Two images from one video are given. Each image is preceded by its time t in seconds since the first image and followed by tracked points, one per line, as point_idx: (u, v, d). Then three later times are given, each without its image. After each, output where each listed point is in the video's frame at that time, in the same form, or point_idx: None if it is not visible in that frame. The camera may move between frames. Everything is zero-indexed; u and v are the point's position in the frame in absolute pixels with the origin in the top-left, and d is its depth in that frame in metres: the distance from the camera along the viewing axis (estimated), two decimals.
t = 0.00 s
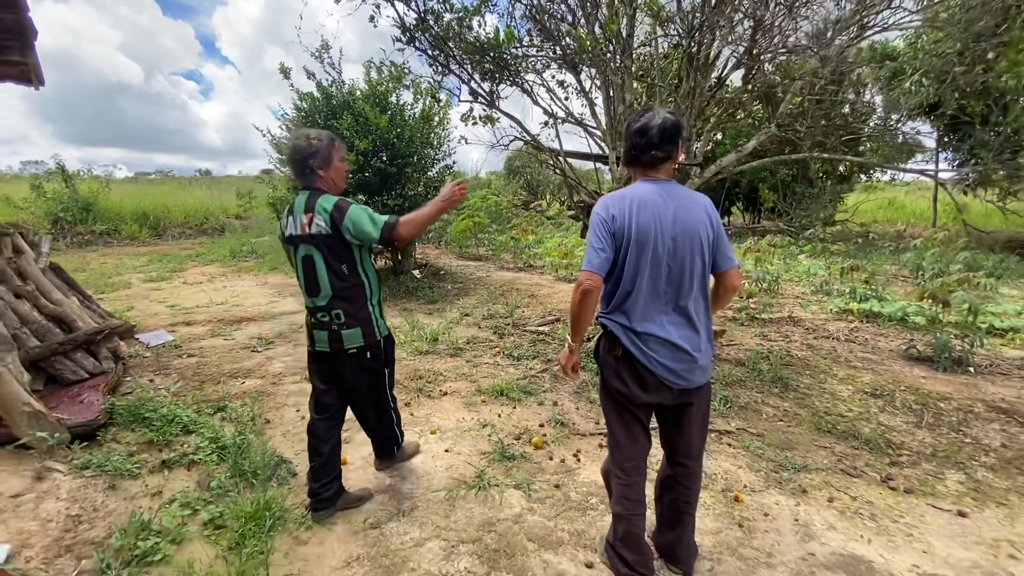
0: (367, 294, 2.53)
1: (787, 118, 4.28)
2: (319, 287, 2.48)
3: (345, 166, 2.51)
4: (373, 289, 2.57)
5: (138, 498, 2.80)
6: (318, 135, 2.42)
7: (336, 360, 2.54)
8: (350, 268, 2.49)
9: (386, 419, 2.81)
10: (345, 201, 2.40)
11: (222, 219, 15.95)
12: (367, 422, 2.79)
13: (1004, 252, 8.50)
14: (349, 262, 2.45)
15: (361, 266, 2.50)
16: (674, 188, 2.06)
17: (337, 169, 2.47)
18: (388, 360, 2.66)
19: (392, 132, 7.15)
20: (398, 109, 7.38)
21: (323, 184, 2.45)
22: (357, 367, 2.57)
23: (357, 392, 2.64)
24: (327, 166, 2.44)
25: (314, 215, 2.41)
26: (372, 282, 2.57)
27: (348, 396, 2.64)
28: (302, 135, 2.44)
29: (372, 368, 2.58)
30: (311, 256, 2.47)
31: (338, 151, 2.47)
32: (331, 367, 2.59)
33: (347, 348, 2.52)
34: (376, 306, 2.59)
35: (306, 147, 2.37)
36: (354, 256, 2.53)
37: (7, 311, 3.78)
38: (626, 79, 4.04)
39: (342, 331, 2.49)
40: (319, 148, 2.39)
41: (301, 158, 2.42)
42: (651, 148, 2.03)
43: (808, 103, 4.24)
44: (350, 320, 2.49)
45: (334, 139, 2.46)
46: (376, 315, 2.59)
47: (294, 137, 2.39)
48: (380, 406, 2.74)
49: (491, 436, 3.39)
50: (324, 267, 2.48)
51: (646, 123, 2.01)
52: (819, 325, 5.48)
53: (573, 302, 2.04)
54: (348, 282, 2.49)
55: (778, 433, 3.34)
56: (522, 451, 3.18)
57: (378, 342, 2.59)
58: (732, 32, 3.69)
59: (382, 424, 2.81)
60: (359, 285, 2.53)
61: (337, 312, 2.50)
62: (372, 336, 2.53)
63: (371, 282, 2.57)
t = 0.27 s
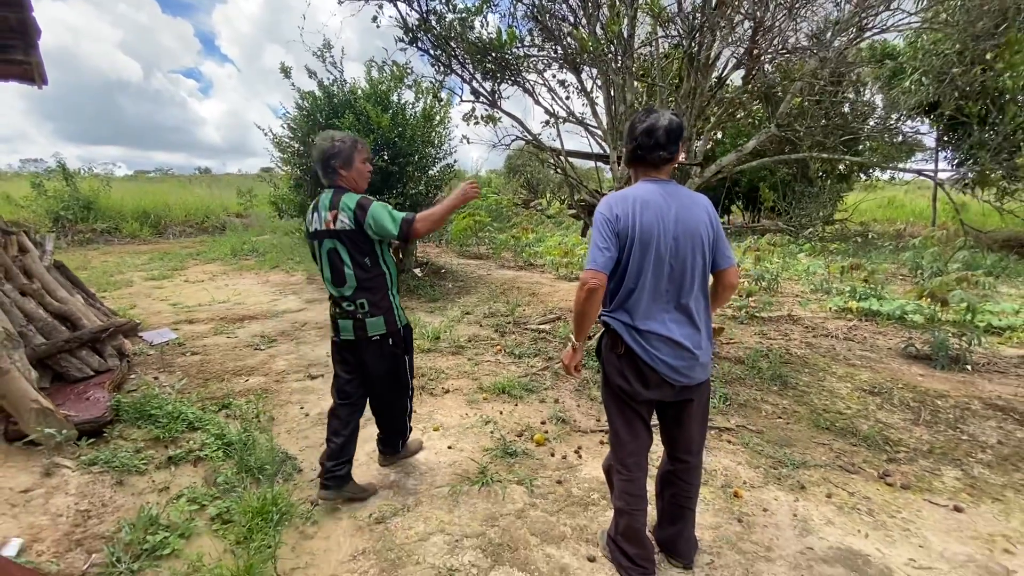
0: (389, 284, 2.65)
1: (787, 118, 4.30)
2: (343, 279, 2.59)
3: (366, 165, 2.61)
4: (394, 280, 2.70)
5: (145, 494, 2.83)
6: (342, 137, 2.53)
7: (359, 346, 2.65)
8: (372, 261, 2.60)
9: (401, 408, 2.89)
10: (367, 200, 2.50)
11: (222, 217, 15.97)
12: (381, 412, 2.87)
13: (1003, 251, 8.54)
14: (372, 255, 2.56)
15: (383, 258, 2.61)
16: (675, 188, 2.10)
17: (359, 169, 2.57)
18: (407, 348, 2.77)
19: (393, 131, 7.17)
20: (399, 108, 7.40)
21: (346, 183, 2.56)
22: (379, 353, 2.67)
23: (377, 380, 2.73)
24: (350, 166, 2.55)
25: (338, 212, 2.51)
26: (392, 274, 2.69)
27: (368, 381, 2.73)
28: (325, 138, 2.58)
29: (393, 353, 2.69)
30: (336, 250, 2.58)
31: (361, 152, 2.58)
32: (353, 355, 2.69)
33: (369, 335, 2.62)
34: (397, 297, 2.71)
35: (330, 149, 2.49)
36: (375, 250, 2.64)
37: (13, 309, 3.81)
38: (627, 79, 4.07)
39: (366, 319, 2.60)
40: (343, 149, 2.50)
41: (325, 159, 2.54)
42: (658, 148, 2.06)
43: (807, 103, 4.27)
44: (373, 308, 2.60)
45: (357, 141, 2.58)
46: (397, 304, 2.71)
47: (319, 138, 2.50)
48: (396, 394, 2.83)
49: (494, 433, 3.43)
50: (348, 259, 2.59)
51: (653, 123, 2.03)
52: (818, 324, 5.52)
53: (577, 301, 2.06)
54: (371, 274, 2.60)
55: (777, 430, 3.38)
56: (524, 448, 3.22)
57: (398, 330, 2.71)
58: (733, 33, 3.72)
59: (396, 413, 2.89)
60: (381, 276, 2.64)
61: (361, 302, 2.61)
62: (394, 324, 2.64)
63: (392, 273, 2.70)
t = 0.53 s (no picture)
0: (395, 279, 2.76)
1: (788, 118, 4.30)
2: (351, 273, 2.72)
3: (377, 165, 2.71)
4: (399, 276, 2.80)
5: (150, 492, 2.84)
6: (355, 136, 2.64)
7: (365, 338, 2.78)
8: (379, 256, 2.71)
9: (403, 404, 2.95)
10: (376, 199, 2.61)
11: (222, 215, 15.96)
12: (383, 405, 2.96)
13: (1002, 250, 8.56)
14: (378, 250, 2.67)
15: (389, 254, 2.72)
16: (680, 188, 2.11)
17: (369, 167, 2.68)
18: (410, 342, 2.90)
19: (394, 130, 7.17)
20: (400, 107, 7.40)
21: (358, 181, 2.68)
22: (381, 347, 2.77)
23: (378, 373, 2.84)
24: (360, 165, 2.66)
25: (347, 209, 2.63)
26: (398, 269, 2.79)
27: (373, 372, 2.85)
28: (340, 137, 2.70)
29: (397, 346, 2.80)
30: (345, 245, 2.71)
31: (373, 150, 2.68)
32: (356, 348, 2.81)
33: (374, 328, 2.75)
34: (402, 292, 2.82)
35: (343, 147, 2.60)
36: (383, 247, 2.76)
37: (15, 308, 3.82)
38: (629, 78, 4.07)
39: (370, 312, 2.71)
40: (354, 149, 2.61)
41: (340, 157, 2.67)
42: (659, 149, 2.07)
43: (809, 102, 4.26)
44: (379, 303, 2.72)
45: (369, 140, 2.68)
46: (402, 301, 2.82)
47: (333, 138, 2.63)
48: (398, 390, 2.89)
49: (496, 432, 3.44)
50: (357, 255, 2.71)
51: (654, 124, 2.04)
52: (818, 323, 5.54)
53: (582, 302, 2.06)
54: (378, 269, 2.72)
55: (778, 429, 3.40)
56: (526, 446, 3.24)
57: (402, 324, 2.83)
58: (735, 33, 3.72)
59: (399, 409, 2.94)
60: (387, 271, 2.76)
61: (367, 296, 2.74)
62: (397, 318, 2.76)
63: (398, 269, 2.80)
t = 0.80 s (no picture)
0: (388, 277, 2.84)
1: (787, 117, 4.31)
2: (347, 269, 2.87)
3: (375, 164, 2.84)
4: (393, 273, 2.87)
5: (151, 490, 2.84)
6: (354, 135, 2.77)
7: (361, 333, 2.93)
8: (372, 253, 2.82)
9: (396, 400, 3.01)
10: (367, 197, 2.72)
11: (220, 214, 15.93)
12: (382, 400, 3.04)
13: (1000, 249, 8.59)
14: (370, 248, 2.78)
15: (383, 251, 2.81)
16: (681, 187, 2.12)
17: (366, 166, 2.80)
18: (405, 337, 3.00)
19: (393, 128, 7.16)
20: (399, 106, 7.39)
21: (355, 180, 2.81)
22: (375, 340, 2.89)
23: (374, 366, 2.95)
24: (358, 164, 2.78)
25: (342, 206, 2.77)
26: (392, 266, 2.87)
27: (368, 365, 3.00)
28: (342, 136, 2.84)
29: (391, 341, 2.91)
30: (343, 242, 2.86)
31: (371, 149, 2.80)
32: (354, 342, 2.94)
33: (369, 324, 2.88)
34: (396, 289, 2.91)
35: (342, 146, 2.75)
36: (379, 244, 2.86)
37: (15, 306, 3.82)
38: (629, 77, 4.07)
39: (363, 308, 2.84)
40: (351, 148, 2.75)
41: (341, 156, 2.83)
42: (660, 148, 2.08)
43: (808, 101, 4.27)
44: (372, 299, 2.84)
45: (368, 139, 2.80)
46: (395, 297, 2.90)
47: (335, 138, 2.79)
48: (392, 385, 2.97)
49: (497, 430, 3.45)
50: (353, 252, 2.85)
51: (655, 123, 2.05)
52: (817, 321, 5.56)
53: (583, 301, 2.07)
54: (371, 265, 2.82)
55: (777, 426, 3.42)
56: (527, 444, 3.25)
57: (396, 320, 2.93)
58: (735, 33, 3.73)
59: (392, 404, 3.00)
60: (380, 268, 2.85)
61: (362, 291, 2.87)
62: (390, 314, 2.88)
63: (393, 266, 2.88)
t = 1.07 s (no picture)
0: (371, 273, 2.93)
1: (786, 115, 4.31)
2: (337, 264, 3.01)
3: (363, 164, 2.97)
4: (377, 269, 2.95)
5: (150, 489, 2.84)
6: (343, 135, 2.93)
7: (348, 327, 3.05)
8: (357, 249, 2.92)
9: (384, 394, 3.08)
10: (347, 195, 2.85)
11: (217, 212, 15.89)
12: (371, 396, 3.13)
13: (997, 247, 8.62)
14: (355, 245, 2.91)
15: (366, 248, 2.91)
16: (679, 185, 2.12)
17: (353, 166, 2.94)
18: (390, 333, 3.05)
19: (391, 126, 7.14)
20: (397, 104, 7.38)
21: (343, 179, 2.96)
22: (363, 335, 3.01)
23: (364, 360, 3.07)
24: (345, 164, 2.93)
25: (328, 204, 2.92)
26: (376, 261, 2.95)
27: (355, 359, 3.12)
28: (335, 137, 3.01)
29: (375, 337, 3.00)
30: (331, 239, 3.00)
31: (359, 149, 2.93)
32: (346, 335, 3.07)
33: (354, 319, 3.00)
34: (381, 285, 2.98)
35: (331, 147, 2.93)
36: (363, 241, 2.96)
37: (12, 305, 3.80)
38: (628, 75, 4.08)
39: (349, 303, 2.97)
40: (338, 148, 2.91)
41: (332, 157, 2.98)
42: (666, 146, 2.08)
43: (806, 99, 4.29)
44: (356, 295, 2.94)
45: (355, 139, 2.93)
46: (380, 294, 2.97)
47: (327, 139, 2.97)
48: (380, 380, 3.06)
49: (496, 428, 3.46)
50: (339, 250, 2.98)
51: (662, 121, 2.04)
52: (815, 319, 5.58)
53: (582, 299, 2.08)
54: (356, 261, 2.94)
55: (775, 424, 3.43)
56: (526, 442, 3.25)
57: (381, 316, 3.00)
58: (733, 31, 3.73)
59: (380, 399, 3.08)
60: (365, 264, 2.94)
61: (348, 287, 2.98)
62: (373, 310, 2.95)
63: (376, 262, 2.95)
